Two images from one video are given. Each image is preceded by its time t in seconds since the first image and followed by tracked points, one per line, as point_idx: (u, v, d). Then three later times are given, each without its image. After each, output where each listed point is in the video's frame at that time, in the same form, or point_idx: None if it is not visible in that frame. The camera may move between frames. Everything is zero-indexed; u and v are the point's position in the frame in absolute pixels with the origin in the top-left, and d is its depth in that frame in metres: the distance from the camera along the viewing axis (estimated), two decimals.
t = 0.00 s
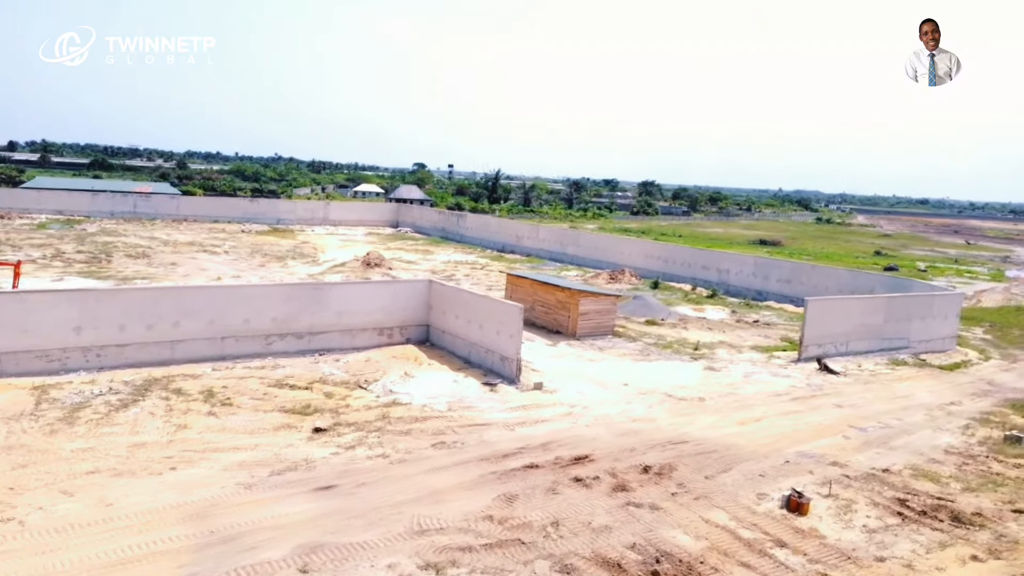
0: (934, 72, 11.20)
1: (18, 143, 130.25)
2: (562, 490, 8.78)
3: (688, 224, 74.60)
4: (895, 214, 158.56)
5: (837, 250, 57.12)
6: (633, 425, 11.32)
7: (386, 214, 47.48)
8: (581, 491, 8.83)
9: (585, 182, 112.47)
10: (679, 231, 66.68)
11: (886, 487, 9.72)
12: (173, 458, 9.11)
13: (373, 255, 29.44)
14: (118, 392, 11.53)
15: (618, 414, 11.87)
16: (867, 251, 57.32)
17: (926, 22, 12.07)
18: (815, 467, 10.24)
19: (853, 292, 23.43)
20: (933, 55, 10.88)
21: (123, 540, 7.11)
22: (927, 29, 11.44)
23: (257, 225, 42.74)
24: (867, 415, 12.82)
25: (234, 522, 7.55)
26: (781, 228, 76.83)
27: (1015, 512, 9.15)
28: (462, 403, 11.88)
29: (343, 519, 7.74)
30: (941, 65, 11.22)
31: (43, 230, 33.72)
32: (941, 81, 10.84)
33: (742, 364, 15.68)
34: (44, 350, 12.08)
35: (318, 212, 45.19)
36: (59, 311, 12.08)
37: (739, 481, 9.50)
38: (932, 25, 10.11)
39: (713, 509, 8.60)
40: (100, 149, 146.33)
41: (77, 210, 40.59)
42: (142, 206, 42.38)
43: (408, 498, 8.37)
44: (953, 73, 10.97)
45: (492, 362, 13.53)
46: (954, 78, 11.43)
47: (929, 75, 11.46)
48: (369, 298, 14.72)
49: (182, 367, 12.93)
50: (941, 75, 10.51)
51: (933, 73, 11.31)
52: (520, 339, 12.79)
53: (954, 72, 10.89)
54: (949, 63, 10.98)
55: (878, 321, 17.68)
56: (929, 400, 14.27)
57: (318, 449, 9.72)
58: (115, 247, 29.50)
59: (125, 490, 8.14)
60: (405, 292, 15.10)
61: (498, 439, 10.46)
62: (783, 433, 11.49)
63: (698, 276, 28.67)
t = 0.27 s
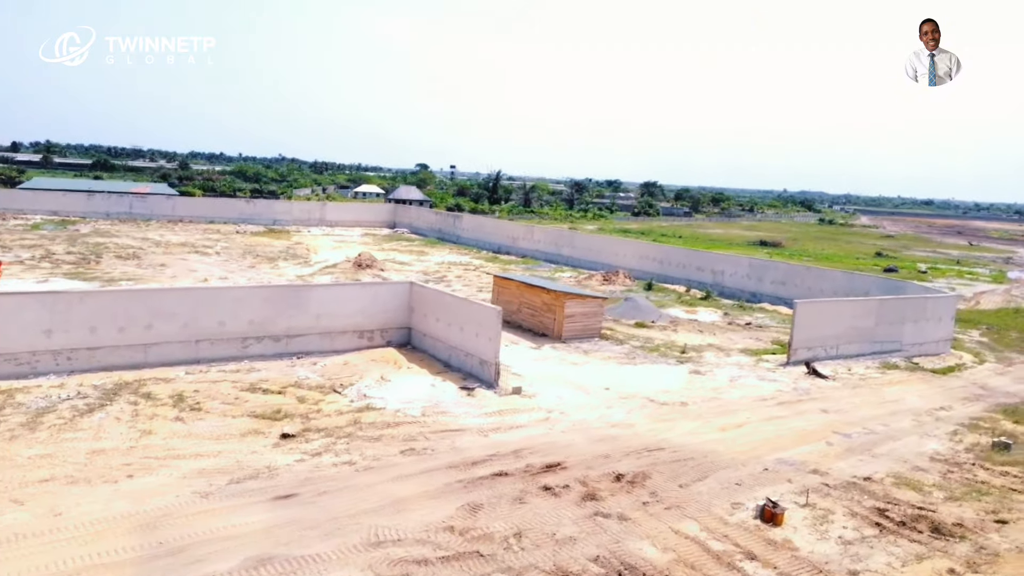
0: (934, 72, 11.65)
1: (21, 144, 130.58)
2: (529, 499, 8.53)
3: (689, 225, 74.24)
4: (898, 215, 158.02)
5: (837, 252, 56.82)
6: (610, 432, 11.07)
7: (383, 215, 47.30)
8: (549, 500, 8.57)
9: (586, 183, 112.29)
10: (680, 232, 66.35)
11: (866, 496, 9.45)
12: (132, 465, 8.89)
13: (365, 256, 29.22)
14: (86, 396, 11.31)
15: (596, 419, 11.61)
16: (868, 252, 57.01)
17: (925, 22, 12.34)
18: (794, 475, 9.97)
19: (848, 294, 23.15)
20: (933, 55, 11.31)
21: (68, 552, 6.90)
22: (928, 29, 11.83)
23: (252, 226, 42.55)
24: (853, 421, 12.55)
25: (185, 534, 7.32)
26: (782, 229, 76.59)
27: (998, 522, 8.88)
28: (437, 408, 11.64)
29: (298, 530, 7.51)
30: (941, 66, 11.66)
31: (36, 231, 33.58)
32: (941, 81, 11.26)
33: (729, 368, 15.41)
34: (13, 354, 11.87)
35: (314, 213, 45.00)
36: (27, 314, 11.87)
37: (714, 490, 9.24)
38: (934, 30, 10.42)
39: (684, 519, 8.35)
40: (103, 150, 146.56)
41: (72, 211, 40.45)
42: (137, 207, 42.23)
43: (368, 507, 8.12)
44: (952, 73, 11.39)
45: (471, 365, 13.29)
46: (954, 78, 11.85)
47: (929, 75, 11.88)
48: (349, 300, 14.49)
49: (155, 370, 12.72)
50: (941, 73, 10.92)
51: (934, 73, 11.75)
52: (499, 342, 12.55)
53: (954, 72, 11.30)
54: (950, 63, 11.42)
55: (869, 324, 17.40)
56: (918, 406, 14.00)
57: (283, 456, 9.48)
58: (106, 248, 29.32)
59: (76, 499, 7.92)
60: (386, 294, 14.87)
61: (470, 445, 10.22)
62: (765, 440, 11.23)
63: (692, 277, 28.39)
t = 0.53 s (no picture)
0: (935, 71, 11.91)
1: (26, 145, 130.92)
2: (496, 509, 8.27)
3: (691, 226, 73.87)
4: (904, 216, 157.15)
5: (841, 253, 56.38)
6: (588, 438, 10.81)
7: (382, 216, 47.12)
8: (516, 510, 8.31)
9: (590, 184, 111.97)
10: (682, 233, 65.98)
11: (847, 506, 9.16)
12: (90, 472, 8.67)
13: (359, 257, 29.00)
14: (55, 400, 11.11)
15: (575, 425, 11.34)
16: (872, 254, 56.57)
17: (927, 21, 12.69)
18: (775, 484, 9.69)
19: (845, 296, 22.83)
20: (934, 55, 11.56)
21: (10, 565, 6.67)
22: (930, 29, 12.11)
23: (250, 227, 42.37)
24: (840, 427, 12.26)
25: (134, 546, 7.09)
26: (786, 230, 76.11)
27: (982, 533, 8.58)
28: (412, 413, 11.39)
29: (252, 542, 7.27)
30: (941, 65, 11.92)
31: (31, 232, 33.47)
32: (941, 80, 11.59)
33: (718, 373, 15.13)
34: None
35: (313, 214, 44.83)
36: None
37: (690, 499, 8.97)
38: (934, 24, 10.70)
39: (655, 530, 8.08)
40: (107, 151, 146.84)
41: (69, 212, 40.34)
42: (135, 207, 42.10)
43: (329, 517, 7.88)
44: (953, 72, 11.65)
45: (451, 369, 13.06)
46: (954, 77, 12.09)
47: (930, 75, 12.16)
48: (330, 302, 14.29)
49: (129, 374, 12.51)
50: (941, 74, 11.20)
51: (934, 73, 12.02)
52: (477, 346, 12.32)
53: (955, 72, 11.55)
54: (948, 62, 11.71)
55: (863, 327, 17.09)
56: (910, 411, 13.70)
57: (248, 463, 9.25)
58: (99, 249, 29.16)
59: (28, 508, 7.71)
60: (367, 296, 14.65)
61: (442, 452, 9.97)
62: (747, 447, 10.96)
63: (689, 279, 28.09)
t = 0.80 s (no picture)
0: (934, 72, 11.30)
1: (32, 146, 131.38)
2: (460, 520, 8.02)
3: (694, 227, 73.39)
4: (911, 217, 156.30)
5: (844, 254, 55.92)
6: (565, 445, 10.54)
7: (381, 217, 46.93)
8: (481, 521, 8.06)
9: (593, 185, 111.65)
10: (684, 234, 65.56)
11: (827, 517, 8.87)
12: (47, 480, 8.46)
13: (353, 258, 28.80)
14: (23, 405, 10.91)
15: (553, 432, 11.08)
16: (875, 255, 56.12)
17: (926, 20, 12.27)
18: (754, 493, 9.41)
19: (842, 299, 22.50)
20: (933, 55, 10.95)
21: None
22: (929, 28, 11.54)
23: (247, 227, 42.22)
24: (827, 433, 11.95)
25: (80, 559, 6.86)
26: (790, 231, 75.63)
27: (966, 547, 8.28)
28: (387, 419, 11.15)
29: (203, 554, 7.04)
30: (940, 66, 11.33)
31: (27, 233, 33.39)
32: (940, 81, 10.92)
33: (706, 377, 14.85)
34: None
35: (311, 214, 44.67)
36: None
37: (664, 509, 8.70)
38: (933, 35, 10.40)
39: (624, 542, 7.81)
40: (113, 152, 147.22)
41: (67, 212, 40.26)
42: (133, 208, 41.99)
43: (286, 528, 7.65)
44: (953, 73, 11.06)
45: (430, 374, 12.81)
46: (954, 78, 11.54)
47: (929, 76, 11.55)
48: (310, 304, 14.06)
49: (103, 378, 12.31)
50: (941, 74, 10.56)
51: (934, 74, 11.41)
52: (456, 350, 12.07)
53: (955, 72, 10.97)
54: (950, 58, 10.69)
55: (856, 330, 16.79)
56: (901, 417, 13.39)
57: (211, 470, 9.03)
58: (93, 250, 29.04)
59: None
60: (349, 298, 14.42)
61: (413, 459, 9.72)
62: (729, 455, 10.68)
63: (686, 281, 27.79)
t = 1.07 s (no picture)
0: (933, 73, 10.95)
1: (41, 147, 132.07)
2: (426, 532, 7.76)
3: (700, 228, 72.88)
4: (921, 218, 155.15)
5: (851, 255, 55.41)
6: (544, 452, 10.28)
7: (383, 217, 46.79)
8: (447, 533, 7.80)
9: (601, 185, 111.33)
10: (689, 235, 65.13)
11: (810, 529, 8.57)
12: (6, 488, 8.25)
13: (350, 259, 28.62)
14: None
15: (533, 438, 10.81)
16: (883, 256, 55.61)
17: (926, 20, 11.92)
18: (735, 504, 9.12)
19: (842, 301, 22.15)
20: (932, 54, 10.62)
21: None
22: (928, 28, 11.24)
23: (248, 228, 42.10)
24: (816, 441, 11.64)
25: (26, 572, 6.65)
26: (797, 232, 75.11)
27: (952, 562, 7.97)
28: (363, 425, 10.91)
29: (154, 567, 6.81)
30: (940, 66, 10.99)
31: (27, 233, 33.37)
32: (940, 81, 10.58)
33: (697, 382, 14.55)
34: None
35: (313, 215, 44.55)
36: None
37: (639, 521, 8.42)
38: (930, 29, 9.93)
39: (593, 556, 7.54)
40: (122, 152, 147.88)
41: (68, 213, 40.23)
42: (135, 208, 41.92)
43: (244, 540, 7.41)
44: (953, 72, 10.71)
45: (412, 378, 12.57)
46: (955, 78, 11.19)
47: (929, 76, 11.21)
48: (293, 307, 13.84)
49: (79, 381, 12.12)
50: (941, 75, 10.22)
51: (933, 74, 11.06)
52: (437, 354, 11.83)
53: (954, 72, 10.63)
54: (951, 61, 10.22)
55: (852, 334, 16.45)
56: (895, 424, 13.05)
57: (176, 478, 8.81)
58: (90, 251, 28.96)
59: None
60: (333, 301, 14.20)
61: (385, 467, 9.48)
62: (713, 463, 10.39)
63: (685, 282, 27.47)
